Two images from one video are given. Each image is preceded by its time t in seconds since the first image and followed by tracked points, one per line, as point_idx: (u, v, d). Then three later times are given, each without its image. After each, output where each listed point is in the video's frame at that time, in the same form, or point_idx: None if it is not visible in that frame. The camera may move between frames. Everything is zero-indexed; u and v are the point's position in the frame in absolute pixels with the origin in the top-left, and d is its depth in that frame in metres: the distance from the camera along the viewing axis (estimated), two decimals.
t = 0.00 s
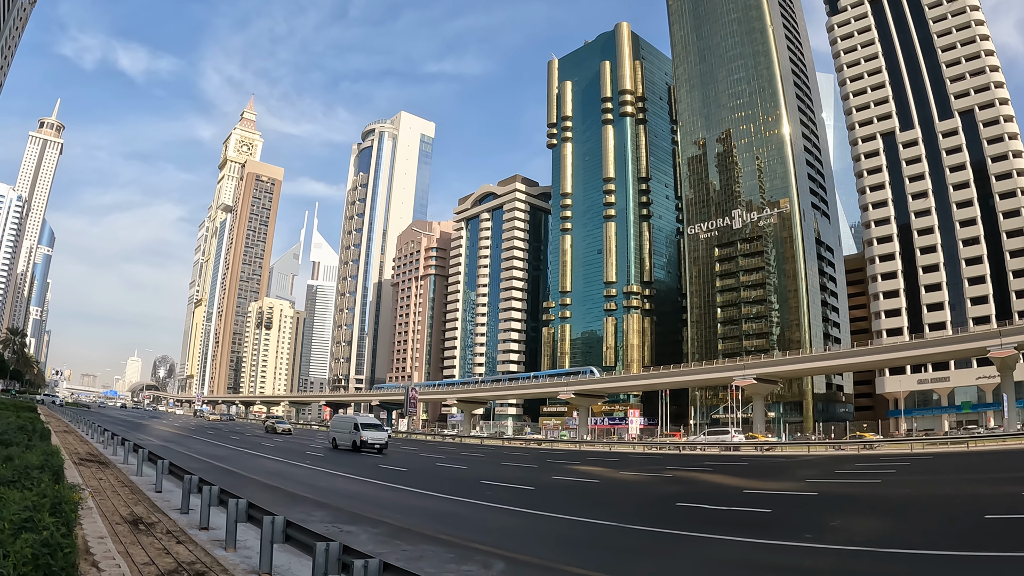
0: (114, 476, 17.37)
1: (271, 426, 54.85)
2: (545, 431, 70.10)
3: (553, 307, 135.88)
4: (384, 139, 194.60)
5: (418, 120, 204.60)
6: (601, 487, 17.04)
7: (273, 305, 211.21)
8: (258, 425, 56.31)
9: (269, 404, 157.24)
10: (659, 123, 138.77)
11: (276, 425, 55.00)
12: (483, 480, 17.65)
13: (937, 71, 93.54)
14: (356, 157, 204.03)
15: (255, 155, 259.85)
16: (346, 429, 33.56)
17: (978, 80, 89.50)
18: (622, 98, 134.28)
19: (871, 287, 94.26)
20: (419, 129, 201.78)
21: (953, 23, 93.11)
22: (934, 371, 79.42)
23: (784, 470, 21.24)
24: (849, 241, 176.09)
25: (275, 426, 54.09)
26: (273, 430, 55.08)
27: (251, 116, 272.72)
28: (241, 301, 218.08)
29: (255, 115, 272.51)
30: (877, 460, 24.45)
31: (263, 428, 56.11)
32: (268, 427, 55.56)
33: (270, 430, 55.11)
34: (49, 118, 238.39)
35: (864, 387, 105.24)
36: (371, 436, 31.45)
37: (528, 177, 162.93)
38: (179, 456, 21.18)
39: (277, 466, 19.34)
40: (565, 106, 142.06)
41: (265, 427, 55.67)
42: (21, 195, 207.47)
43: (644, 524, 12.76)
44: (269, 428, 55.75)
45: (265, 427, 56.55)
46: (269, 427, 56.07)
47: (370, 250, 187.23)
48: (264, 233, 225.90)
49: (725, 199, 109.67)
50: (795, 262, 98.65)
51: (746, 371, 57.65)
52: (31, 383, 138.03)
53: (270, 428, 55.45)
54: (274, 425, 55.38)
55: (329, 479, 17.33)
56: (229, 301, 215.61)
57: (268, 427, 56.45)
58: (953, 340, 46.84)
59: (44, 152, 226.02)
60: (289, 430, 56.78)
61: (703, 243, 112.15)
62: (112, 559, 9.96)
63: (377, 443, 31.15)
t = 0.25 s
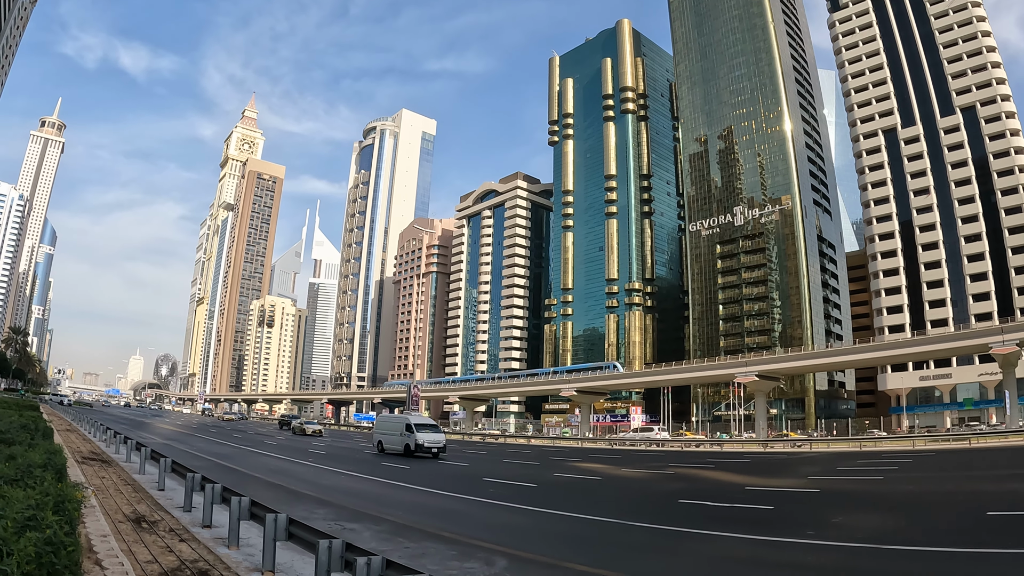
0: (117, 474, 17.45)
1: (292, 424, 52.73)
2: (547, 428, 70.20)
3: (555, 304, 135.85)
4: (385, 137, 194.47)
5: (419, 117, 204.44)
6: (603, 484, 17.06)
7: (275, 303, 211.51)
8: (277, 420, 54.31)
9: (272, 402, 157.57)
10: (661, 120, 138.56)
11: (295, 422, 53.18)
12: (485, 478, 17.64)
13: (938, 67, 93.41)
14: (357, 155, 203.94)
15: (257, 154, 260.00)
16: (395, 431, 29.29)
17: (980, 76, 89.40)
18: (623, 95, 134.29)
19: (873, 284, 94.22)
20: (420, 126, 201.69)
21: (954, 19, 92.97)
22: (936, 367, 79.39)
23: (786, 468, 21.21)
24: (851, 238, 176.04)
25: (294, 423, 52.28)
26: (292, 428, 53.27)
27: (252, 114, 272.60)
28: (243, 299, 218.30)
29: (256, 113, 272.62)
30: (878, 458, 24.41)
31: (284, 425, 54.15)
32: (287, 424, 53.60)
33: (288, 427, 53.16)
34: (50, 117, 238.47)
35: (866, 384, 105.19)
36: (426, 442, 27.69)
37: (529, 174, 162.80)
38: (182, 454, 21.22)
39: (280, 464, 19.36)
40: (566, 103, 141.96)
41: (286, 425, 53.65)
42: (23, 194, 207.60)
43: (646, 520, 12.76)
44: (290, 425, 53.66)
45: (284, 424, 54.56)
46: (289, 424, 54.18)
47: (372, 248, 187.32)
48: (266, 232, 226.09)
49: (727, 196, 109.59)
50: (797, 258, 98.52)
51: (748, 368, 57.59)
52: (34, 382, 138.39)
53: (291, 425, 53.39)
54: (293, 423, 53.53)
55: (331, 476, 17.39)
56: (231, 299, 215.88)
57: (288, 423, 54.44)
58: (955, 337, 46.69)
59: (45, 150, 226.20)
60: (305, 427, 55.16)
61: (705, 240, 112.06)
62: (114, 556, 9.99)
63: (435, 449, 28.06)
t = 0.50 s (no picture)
0: (119, 472, 17.45)
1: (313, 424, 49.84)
2: (549, 425, 70.25)
3: (556, 301, 135.88)
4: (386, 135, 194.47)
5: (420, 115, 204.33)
6: (605, 481, 17.06)
7: (276, 301, 211.62)
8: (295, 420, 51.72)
9: (273, 400, 157.77)
10: (662, 117, 138.42)
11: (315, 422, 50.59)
12: (487, 475, 17.65)
13: (940, 65, 93.31)
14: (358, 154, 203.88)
15: (258, 152, 259.97)
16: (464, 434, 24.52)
17: (981, 74, 89.27)
18: (624, 92, 134.16)
19: (874, 281, 94.21)
20: (421, 124, 201.66)
21: (956, 16, 92.79)
22: (937, 364, 79.41)
23: (789, 464, 21.18)
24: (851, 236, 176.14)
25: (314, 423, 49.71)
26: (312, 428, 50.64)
27: (253, 112, 272.63)
28: (244, 297, 218.45)
29: (257, 112, 272.69)
30: (880, 454, 24.41)
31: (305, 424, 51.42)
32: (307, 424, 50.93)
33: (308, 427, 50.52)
34: (51, 115, 238.40)
35: (867, 381, 105.23)
36: (501, 446, 23.21)
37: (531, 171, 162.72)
38: (183, 452, 21.23)
39: (281, 461, 19.38)
40: (567, 101, 141.94)
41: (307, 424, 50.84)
42: (24, 192, 207.53)
43: (648, 518, 12.77)
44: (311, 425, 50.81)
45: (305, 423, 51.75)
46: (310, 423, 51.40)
47: (373, 247, 187.37)
48: (267, 230, 226.20)
49: (728, 193, 109.51)
50: (798, 256, 98.41)
51: (749, 365, 57.65)
52: (36, 379, 138.43)
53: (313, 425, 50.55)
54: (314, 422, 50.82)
55: (333, 474, 17.42)
56: (232, 298, 216.04)
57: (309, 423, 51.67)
58: (955, 334, 46.67)
59: (46, 149, 226.08)
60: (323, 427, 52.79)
61: (706, 237, 111.99)
62: (116, 554, 9.99)
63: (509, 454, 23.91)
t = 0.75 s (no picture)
0: (119, 471, 17.45)
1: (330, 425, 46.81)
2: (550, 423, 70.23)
3: (557, 299, 135.90)
4: (386, 133, 194.37)
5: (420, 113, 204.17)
6: (606, 479, 17.04)
7: (277, 300, 211.68)
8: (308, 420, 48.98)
9: (273, 399, 157.86)
10: (662, 115, 138.36)
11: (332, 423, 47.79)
12: (487, 473, 17.64)
13: (940, 63, 93.22)
14: (358, 152, 203.77)
15: (258, 150, 259.82)
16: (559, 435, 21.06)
17: (981, 71, 89.26)
18: (625, 90, 134.07)
19: (874, 279, 94.24)
20: (421, 122, 201.57)
21: (956, 14, 92.80)
22: (938, 362, 79.42)
23: (789, 462, 21.18)
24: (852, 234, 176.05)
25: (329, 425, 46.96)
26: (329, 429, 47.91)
27: (253, 111, 272.45)
28: (245, 295, 218.50)
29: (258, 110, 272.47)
30: (880, 452, 24.42)
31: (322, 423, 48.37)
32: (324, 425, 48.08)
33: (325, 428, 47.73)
34: (51, 114, 238.21)
35: (868, 379, 105.27)
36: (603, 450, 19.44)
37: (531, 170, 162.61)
38: (183, 450, 21.19)
39: (281, 460, 19.38)
40: (568, 99, 141.90)
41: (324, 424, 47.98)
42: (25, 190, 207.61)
43: (649, 516, 12.77)
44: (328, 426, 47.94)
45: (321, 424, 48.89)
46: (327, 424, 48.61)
47: (373, 245, 187.37)
48: (267, 228, 226.29)
49: (728, 191, 109.45)
50: (799, 254, 98.40)
51: (750, 363, 57.64)
52: (36, 378, 138.39)
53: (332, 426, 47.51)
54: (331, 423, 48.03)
55: (333, 472, 17.43)
56: (232, 296, 216.03)
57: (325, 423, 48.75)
58: (955, 332, 46.68)
59: (46, 147, 226.08)
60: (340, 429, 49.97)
61: (707, 235, 111.98)
62: (116, 553, 9.98)
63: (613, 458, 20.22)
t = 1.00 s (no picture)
0: (119, 469, 17.47)
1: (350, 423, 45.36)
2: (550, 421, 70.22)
3: (557, 298, 135.90)
4: (387, 131, 194.31)
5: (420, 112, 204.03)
6: (606, 477, 17.05)
7: (277, 298, 211.67)
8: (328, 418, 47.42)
9: (273, 397, 157.90)
10: (662, 113, 138.36)
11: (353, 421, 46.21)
12: (487, 471, 17.66)
13: (940, 61, 93.20)
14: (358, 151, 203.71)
15: (258, 149, 259.65)
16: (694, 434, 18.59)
17: (982, 70, 89.27)
18: (625, 89, 133.99)
19: (875, 278, 94.23)
20: (422, 121, 201.50)
21: (956, 12, 92.81)
22: (938, 360, 79.43)
23: (789, 461, 21.17)
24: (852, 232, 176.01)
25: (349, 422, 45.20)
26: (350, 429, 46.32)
27: (253, 109, 272.35)
28: (245, 294, 218.49)
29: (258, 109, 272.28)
30: (880, 450, 24.41)
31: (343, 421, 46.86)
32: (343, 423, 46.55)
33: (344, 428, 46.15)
34: (51, 112, 238.02)
35: (868, 377, 105.32)
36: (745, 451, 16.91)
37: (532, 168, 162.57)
38: (183, 448, 21.19)
39: (281, 458, 19.40)
40: (568, 97, 141.87)
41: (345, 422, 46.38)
42: (25, 189, 207.55)
43: (648, 514, 12.78)
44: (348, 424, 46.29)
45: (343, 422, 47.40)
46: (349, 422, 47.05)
47: (373, 244, 187.38)
48: (268, 227, 226.23)
49: (728, 190, 109.44)
50: (799, 252, 98.37)
51: (749, 362, 57.56)
52: (36, 376, 138.37)
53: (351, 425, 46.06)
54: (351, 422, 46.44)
55: (333, 470, 17.46)
56: (232, 295, 216.01)
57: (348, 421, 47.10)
58: (955, 331, 46.71)
59: (46, 146, 226.03)
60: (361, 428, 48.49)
61: (707, 233, 112.02)
62: (115, 551, 9.99)
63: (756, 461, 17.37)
